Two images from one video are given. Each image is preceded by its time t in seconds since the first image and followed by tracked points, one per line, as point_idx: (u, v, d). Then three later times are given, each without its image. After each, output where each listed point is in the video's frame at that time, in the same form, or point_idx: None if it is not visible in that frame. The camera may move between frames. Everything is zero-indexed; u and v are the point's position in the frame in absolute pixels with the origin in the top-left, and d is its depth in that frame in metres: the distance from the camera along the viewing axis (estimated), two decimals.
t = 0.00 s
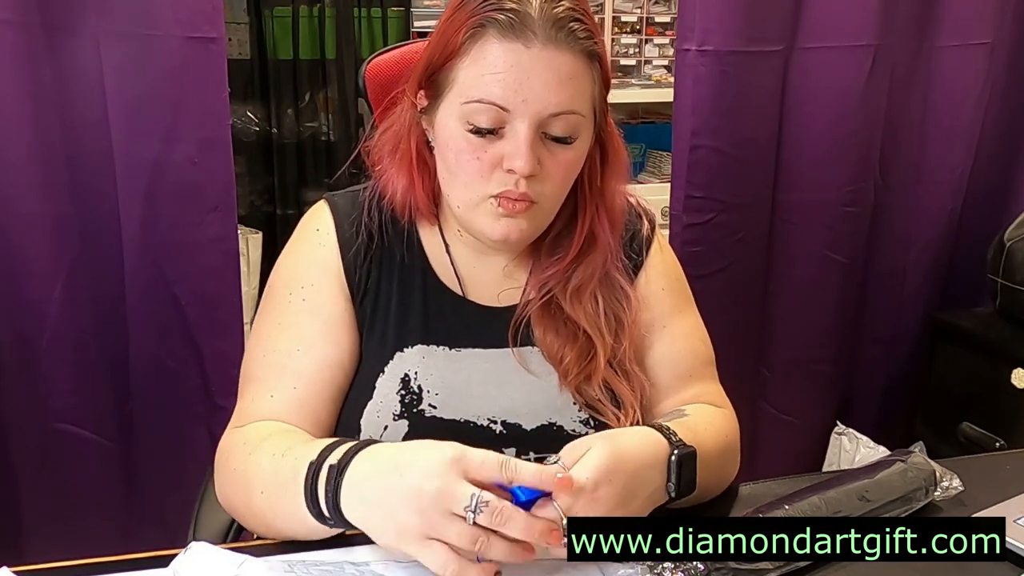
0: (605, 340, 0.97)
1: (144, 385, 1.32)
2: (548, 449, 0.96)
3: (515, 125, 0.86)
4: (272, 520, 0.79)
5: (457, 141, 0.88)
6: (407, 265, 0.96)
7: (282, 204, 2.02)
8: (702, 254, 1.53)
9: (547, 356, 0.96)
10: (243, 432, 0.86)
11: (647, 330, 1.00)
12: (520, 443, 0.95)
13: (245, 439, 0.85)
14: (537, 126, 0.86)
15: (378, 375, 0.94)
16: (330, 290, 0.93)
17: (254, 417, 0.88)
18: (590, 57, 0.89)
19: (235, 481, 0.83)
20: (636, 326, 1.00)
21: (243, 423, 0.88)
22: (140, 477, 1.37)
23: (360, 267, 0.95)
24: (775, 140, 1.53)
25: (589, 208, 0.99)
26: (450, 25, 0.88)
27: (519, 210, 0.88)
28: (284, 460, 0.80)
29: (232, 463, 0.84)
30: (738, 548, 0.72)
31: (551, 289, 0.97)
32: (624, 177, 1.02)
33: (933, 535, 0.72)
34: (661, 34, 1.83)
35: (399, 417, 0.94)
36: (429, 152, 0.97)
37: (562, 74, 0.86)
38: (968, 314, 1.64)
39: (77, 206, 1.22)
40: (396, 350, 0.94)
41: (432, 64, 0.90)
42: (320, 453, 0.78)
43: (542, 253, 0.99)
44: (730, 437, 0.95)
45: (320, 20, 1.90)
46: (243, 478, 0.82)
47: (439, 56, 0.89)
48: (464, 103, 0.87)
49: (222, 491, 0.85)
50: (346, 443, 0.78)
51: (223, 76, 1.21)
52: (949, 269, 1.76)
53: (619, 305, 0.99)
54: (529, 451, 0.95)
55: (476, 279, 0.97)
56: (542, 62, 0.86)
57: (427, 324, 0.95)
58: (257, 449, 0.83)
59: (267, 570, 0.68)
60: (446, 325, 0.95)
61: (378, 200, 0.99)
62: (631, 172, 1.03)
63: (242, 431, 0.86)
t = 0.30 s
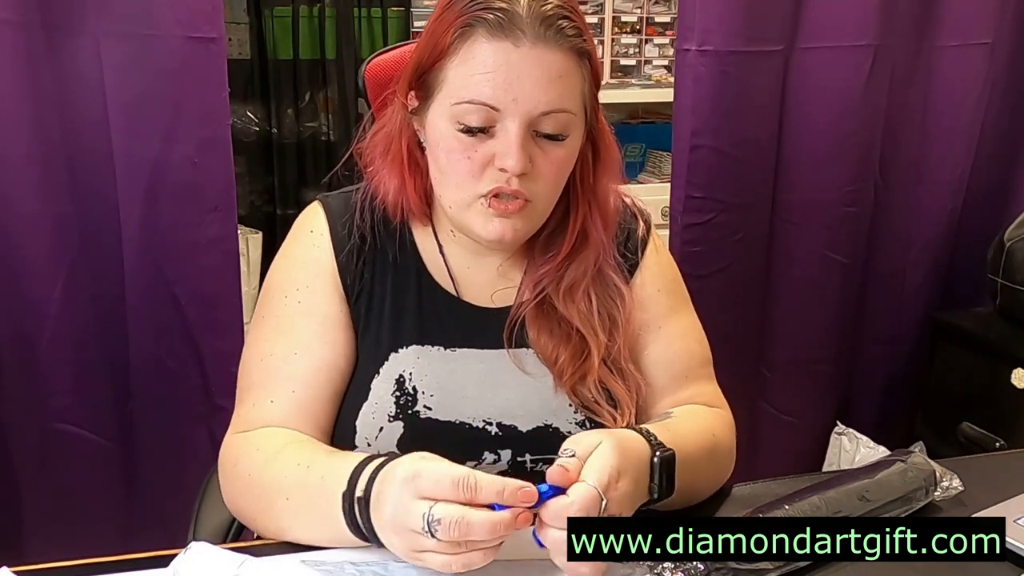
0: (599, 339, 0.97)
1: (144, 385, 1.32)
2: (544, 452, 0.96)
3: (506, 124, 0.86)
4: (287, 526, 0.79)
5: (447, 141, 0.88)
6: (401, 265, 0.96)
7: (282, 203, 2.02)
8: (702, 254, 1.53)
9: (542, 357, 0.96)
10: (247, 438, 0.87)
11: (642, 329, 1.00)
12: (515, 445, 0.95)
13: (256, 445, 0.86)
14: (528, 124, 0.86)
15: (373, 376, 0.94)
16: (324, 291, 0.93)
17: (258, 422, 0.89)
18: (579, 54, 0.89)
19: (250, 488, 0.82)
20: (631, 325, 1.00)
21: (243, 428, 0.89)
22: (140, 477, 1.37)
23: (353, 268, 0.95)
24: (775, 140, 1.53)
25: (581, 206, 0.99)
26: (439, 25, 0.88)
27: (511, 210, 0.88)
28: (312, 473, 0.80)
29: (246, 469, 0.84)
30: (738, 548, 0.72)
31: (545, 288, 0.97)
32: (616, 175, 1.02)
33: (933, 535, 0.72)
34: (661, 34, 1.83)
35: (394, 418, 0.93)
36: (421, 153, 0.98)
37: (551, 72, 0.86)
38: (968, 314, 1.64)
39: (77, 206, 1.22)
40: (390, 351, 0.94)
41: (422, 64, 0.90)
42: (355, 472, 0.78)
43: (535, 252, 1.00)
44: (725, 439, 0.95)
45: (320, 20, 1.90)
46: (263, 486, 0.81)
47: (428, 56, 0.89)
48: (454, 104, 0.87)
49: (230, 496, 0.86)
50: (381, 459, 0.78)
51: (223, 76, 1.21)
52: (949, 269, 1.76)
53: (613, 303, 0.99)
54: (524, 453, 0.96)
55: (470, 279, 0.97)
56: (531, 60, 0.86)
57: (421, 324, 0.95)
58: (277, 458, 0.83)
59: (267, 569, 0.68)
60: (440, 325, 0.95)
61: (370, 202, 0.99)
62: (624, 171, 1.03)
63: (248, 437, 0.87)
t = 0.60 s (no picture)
0: (602, 334, 0.97)
1: (144, 385, 1.32)
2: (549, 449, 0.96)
3: (507, 121, 0.86)
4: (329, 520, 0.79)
5: (449, 139, 0.88)
6: (406, 263, 0.96)
7: (282, 204, 2.02)
8: (702, 254, 1.53)
9: (546, 355, 0.96)
10: (271, 432, 0.87)
11: (643, 325, 1.00)
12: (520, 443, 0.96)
13: (288, 439, 0.85)
14: (528, 121, 0.86)
15: (382, 373, 0.94)
16: (336, 285, 0.93)
17: (281, 416, 0.88)
18: (577, 49, 0.89)
19: (289, 481, 0.82)
20: (633, 321, 1.00)
21: (261, 423, 0.88)
22: (140, 477, 1.37)
23: (361, 265, 0.95)
24: (775, 140, 1.53)
25: (581, 202, 0.99)
26: (437, 25, 0.88)
27: (516, 207, 0.88)
28: (361, 467, 0.81)
29: (282, 463, 0.83)
30: (738, 548, 0.72)
31: (547, 284, 0.97)
32: (615, 172, 1.02)
33: (934, 535, 0.72)
34: (661, 34, 1.83)
35: (403, 415, 0.94)
36: (421, 153, 0.98)
37: (549, 68, 0.86)
38: (968, 314, 1.64)
39: (77, 206, 1.22)
40: (398, 347, 0.94)
41: (421, 64, 0.90)
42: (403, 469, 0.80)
43: (537, 249, 1.00)
44: (722, 445, 0.93)
45: (320, 20, 1.90)
46: (306, 479, 0.81)
47: (427, 56, 0.89)
48: (455, 102, 0.87)
49: (257, 491, 0.84)
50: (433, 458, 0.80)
51: (223, 76, 1.21)
52: (949, 269, 1.76)
53: (615, 298, 0.99)
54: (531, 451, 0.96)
55: (474, 278, 0.97)
56: (529, 56, 0.86)
57: (428, 321, 0.95)
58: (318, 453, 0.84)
59: (269, 569, 0.68)
60: (448, 323, 0.95)
61: (371, 201, 0.99)
62: (623, 168, 1.03)
63: (274, 430, 0.87)
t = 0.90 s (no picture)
0: (609, 332, 0.97)
1: (145, 385, 1.32)
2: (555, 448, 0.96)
3: (516, 119, 0.86)
4: (351, 516, 0.80)
5: (458, 137, 0.88)
6: (415, 260, 0.96)
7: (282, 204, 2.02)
8: (703, 254, 1.53)
9: (552, 353, 0.96)
10: (287, 433, 0.87)
11: (650, 326, 1.00)
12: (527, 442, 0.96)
13: (305, 440, 0.86)
14: (538, 119, 0.86)
15: (391, 369, 0.94)
16: (345, 283, 0.93)
17: (295, 417, 0.88)
18: (587, 49, 0.89)
19: (312, 479, 0.83)
20: (640, 320, 1.00)
21: (276, 425, 0.88)
22: (140, 477, 1.37)
23: (371, 262, 0.95)
24: (775, 140, 1.53)
25: (589, 201, 0.99)
26: (448, 24, 0.89)
27: (526, 203, 0.88)
28: (380, 462, 0.82)
29: (304, 464, 0.84)
30: (738, 548, 0.72)
31: (555, 282, 0.97)
32: (623, 172, 1.02)
33: (933, 535, 0.72)
34: (661, 34, 1.83)
35: (412, 412, 0.94)
36: (431, 152, 0.98)
37: (560, 67, 0.86)
38: (967, 314, 1.64)
39: (76, 205, 1.22)
40: (407, 343, 0.94)
41: (432, 63, 0.90)
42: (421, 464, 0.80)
43: (545, 248, 0.99)
44: (723, 448, 0.93)
45: (320, 20, 1.90)
46: (327, 477, 0.82)
47: (438, 55, 0.89)
48: (465, 100, 0.87)
49: (279, 491, 0.85)
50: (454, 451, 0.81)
51: (223, 76, 1.21)
52: (949, 269, 1.76)
53: (622, 298, 0.99)
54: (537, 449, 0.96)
55: (482, 276, 0.97)
56: (540, 55, 0.86)
57: (437, 318, 0.95)
58: (336, 451, 0.84)
59: (268, 569, 0.68)
60: (456, 320, 0.95)
61: (380, 199, 0.99)
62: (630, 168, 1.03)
63: (290, 431, 0.87)
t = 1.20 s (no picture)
0: (610, 331, 0.97)
1: (144, 385, 1.32)
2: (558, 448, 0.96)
3: (518, 114, 0.86)
4: (345, 519, 0.79)
5: (460, 133, 0.88)
6: (419, 258, 0.96)
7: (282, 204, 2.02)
8: (703, 254, 1.53)
9: (555, 352, 0.96)
10: (291, 430, 0.87)
11: (652, 325, 1.00)
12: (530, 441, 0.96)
13: (308, 438, 0.86)
14: (539, 114, 0.86)
15: (396, 366, 0.94)
16: (350, 279, 0.93)
17: (300, 414, 0.88)
18: (587, 44, 0.89)
19: (310, 480, 0.83)
20: (643, 319, 1.00)
21: (281, 421, 0.88)
22: (140, 477, 1.37)
23: (376, 259, 0.95)
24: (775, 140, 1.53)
25: (591, 200, 0.99)
26: (449, 21, 0.89)
27: (527, 199, 0.88)
28: (377, 466, 0.82)
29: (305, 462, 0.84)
30: (738, 547, 0.71)
31: (557, 281, 0.97)
32: (626, 172, 1.02)
33: (933, 535, 0.72)
34: (661, 34, 1.83)
35: (416, 409, 0.94)
36: (434, 152, 0.98)
37: (560, 62, 0.86)
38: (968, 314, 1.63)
39: (76, 205, 1.22)
40: (412, 340, 0.94)
41: (434, 62, 0.90)
42: (416, 470, 0.80)
43: (548, 247, 1.00)
44: (725, 455, 0.93)
45: (320, 20, 1.90)
46: (324, 478, 0.82)
47: (440, 53, 0.89)
48: (466, 96, 0.87)
49: (280, 489, 0.85)
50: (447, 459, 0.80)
51: (223, 76, 1.21)
52: (949, 269, 1.76)
53: (624, 296, 0.99)
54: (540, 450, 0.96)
55: (486, 275, 0.97)
56: (540, 49, 0.86)
57: (442, 315, 0.95)
58: (336, 451, 0.84)
59: (270, 569, 0.68)
60: (460, 318, 0.95)
61: (384, 199, 0.99)
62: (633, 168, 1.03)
63: (293, 428, 0.87)
